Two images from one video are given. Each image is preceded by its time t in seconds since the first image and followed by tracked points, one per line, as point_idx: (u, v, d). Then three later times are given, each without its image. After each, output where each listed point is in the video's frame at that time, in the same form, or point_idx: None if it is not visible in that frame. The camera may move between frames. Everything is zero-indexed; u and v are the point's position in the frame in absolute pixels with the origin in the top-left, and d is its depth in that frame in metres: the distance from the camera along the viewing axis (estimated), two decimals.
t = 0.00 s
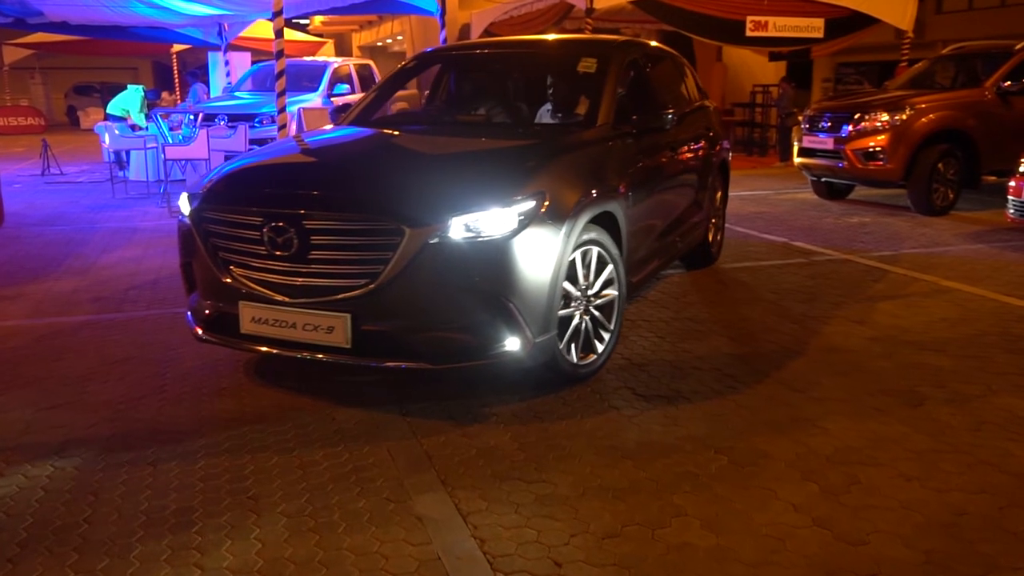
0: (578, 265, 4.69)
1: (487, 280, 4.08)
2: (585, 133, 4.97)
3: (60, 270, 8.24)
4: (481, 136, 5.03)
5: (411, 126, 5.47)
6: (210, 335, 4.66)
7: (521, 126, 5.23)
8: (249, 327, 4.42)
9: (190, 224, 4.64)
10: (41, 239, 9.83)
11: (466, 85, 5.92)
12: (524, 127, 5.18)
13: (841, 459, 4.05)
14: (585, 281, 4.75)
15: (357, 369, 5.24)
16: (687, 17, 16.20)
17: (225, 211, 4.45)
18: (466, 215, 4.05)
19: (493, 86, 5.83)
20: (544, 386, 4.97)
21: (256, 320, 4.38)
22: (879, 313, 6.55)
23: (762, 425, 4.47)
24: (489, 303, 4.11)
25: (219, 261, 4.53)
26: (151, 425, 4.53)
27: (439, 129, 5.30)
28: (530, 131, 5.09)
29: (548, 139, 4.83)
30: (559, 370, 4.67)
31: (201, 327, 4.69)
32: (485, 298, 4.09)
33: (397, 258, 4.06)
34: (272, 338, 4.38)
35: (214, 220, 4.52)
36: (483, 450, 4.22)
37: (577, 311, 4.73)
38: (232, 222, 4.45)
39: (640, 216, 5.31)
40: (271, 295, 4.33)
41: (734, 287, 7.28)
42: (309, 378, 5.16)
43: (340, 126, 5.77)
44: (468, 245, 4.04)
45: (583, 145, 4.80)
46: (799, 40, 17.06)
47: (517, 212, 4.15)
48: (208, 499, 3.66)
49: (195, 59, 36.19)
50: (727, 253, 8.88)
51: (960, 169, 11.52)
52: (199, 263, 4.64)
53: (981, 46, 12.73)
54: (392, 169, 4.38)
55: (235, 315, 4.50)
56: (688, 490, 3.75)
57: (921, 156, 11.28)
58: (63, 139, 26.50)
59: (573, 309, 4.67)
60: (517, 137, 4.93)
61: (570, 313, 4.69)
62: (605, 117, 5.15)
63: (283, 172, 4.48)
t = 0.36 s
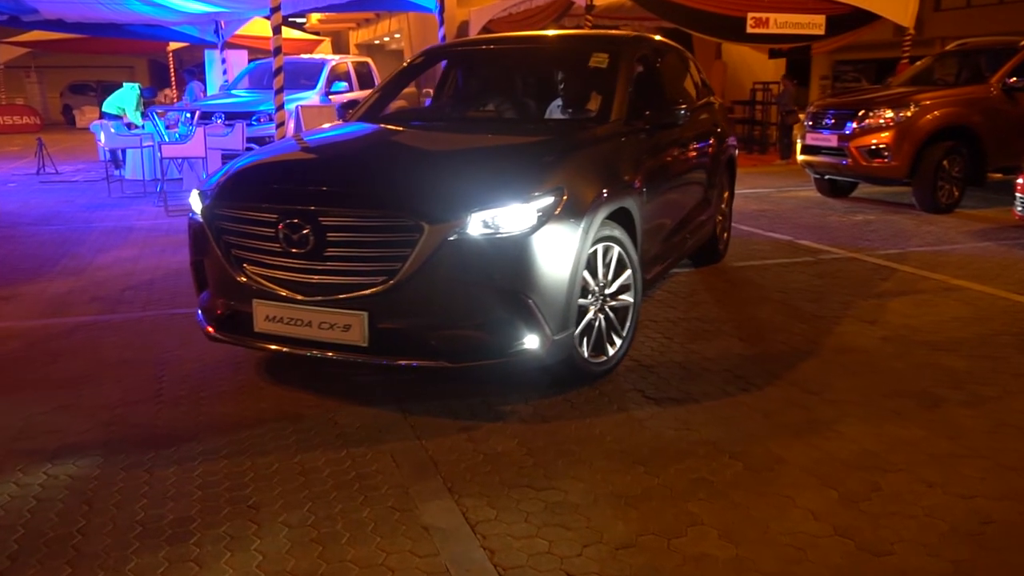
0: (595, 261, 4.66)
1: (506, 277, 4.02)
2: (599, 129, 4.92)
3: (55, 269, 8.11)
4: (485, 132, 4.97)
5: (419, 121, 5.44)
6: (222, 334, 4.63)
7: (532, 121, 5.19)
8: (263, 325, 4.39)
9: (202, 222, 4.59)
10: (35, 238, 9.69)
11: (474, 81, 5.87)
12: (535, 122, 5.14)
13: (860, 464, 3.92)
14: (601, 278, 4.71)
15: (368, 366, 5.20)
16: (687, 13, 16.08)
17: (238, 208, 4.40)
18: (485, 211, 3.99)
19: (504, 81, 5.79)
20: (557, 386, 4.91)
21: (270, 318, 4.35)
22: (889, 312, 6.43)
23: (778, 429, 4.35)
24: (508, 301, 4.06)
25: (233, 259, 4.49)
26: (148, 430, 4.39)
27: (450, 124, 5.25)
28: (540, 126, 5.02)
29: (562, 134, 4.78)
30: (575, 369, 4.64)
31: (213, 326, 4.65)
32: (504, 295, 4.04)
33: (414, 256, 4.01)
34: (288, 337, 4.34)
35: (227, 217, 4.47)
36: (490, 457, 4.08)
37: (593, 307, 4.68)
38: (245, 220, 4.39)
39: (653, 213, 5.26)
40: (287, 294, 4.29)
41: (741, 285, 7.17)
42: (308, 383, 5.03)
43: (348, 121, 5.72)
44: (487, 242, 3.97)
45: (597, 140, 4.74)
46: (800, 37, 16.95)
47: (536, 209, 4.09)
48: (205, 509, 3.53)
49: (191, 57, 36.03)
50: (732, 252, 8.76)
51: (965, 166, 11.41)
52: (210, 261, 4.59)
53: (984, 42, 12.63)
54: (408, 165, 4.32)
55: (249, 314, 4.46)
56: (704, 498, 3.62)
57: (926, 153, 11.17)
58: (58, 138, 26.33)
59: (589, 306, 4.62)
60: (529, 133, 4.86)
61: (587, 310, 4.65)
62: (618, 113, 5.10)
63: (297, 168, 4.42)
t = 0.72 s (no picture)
0: (609, 261, 4.60)
1: (523, 278, 3.96)
2: (610, 127, 4.84)
3: (47, 271, 7.97)
4: (490, 131, 4.89)
5: (425, 119, 5.35)
6: (231, 337, 4.53)
7: (541, 120, 5.11)
8: (274, 328, 4.31)
9: (211, 222, 4.49)
10: (28, 240, 9.53)
11: (479, 79, 5.78)
12: (545, 120, 5.06)
13: (877, 475, 3.80)
14: (614, 278, 4.65)
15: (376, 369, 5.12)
16: (687, 12, 15.95)
17: (248, 208, 4.32)
18: (502, 211, 3.93)
19: (509, 80, 5.70)
20: (568, 389, 4.84)
21: (282, 320, 4.26)
22: (899, 314, 6.30)
23: (791, 437, 4.22)
24: (526, 302, 3.99)
25: (243, 259, 4.40)
26: (141, 440, 4.25)
27: (457, 123, 5.17)
28: (549, 125, 4.94)
29: (574, 132, 4.70)
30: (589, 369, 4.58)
31: (222, 329, 4.55)
32: (521, 296, 3.98)
33: (431, 256, 3.94)
34: (300, 339, 4.26)
35: (236, 218, 4.38)
36: (493, 467, 3.94)
37: (606, 308, 4.62)
38: (256, 220, 4.31)
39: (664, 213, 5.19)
40: (299, 296, 4.21)
41: (747, 286, 7.05)
42: (303, 390, 4.89)
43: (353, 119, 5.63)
44: (503, 242, 3.91)
45: (608, 139, 4.65)
46: (800, 36, 16.82)
47: (553, 208, 4.02)
48: (199, 524, 3.38)
49: (186, 57, 35.83)
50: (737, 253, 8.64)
51: (969, 166, 11.29)
52: (219, 263, 4.49)
53: (987, 40, 12.52)
54: (420, 164, 4.25)
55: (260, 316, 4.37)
56: (718, 511, 3.49)
57: (930, 153, 11.05)
58: (52, 138, 26.12)
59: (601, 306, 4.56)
60: (538, 131, 4.77)
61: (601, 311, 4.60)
62: (629, 111, 5.02)
63: (308, 167, 4.35)
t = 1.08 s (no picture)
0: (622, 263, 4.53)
1: (540, 281, 3.87)
2: (621, 128, 4.76)
3: (39, 275, 7.82)
4: (496, 132, 4.80)
5: (431, 120, 5.27)
6: (240, 341, 4.42)
7: (549, 120, 5.03)
8: (284, 332, 4.20)
9: (219, 225, 4.38)
10: (20, 243, 9.39)
11: (485, 79, 5.68)
12: (553, 120, 4.98)
13: (892, 488, 3.68)
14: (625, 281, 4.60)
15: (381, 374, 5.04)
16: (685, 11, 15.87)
17: (259, 210, 4.21)
18: (517, 212, 3.84)
19: (516, 81, 5.61)
20: (579, 395, 4.75)
21: (294, 324, 4.15)
22: (907, 318, 6.19)
23: (802, 447, 4.10)
24: (543, 306, 3.90)
25: (252, 263, 4.29)
26: (133, 451, 4.12)
27: (464, 124, 5.08)
28: (557, 126, 4.85)
29: (585, 133, 4.63)
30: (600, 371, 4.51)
31: (230, 333, 4.45)
32: (538, 299, 3.89)
33: (446, 259, 3.84)
34: (311, 344, 4.16)
35: (246, 220, 4.28)
36: (497, 479, 3.82)
37: (617, 310, 4.57)
38: (267, 223, 4.20)
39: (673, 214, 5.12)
40: (310, 300, 4.11)
41: (751, 290, 6.94)
42: (299, 399, 4.76)
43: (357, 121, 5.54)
44: (520, 244, 3.82)
45: (619, 140, 4.57)
46: (799, 36, 16.73)
47: (569, 211, 3.94)
48: (193, 543, 3.26)
49: (181, 57, 35.66)
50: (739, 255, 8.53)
51: (971, 167, 11.20)
52: (226, 266, 4.38)
53: (988, 40, 12.42)
54: (432, 165, 4.17)
55: (270, 320, 4.25)
56: (729, 527, 3.37)
57: (932, 153, 10.96)
58: (46, 139, 25.92)
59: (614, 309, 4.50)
60: (548, 133, 4.69)
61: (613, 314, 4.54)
62: (639, 111, 4.94)
63: (319, 168, 4.26)
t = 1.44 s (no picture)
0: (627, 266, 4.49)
1: (547, 285, 3.81)
2: (622, 131, 4.70)
3: (27, 280, 7.71)
4: (496, 134, 4.73)
5: (429, 123, 5.20)
6: (242, 346, 4.33)
7: (549, 124, 4.97)
8: (289, 337, 4.13)
9: (221, 229, 4.29)
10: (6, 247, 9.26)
11: (484, 82, 5.61)
12: (554, 123, 4.93)
13: (896, 498, 3.62)
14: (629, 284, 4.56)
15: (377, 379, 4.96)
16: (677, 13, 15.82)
17: (262, 214, 4.13)
18: (524, 216, 3.79)
19: (515, 84, 5.54)
20: (580, 402, 4.70)
21: (298, 329, 4.08)
22: (904, 322, 6.14)
23: (803, 456, 4.04)
24: (550, 310, 3.84)
25: (255, 268, 4.20)
26: (120, 462, 4.02)
27: (463, 126, 5.02)
28: (558, 129, 4.78)
29: (588, 136, 4.56)
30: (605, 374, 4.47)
31: (231, 339, 4.35)
32: (545, 303, 3.83)
33: (453, 264, 3.78)
34: (316, 349, 4.08)
35: (249, 225, 4.19)
36: (494, 491, 3.75)
37: (622, 312, 4.54)
38: (269, 227, 4.12)
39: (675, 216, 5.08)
40: (315, 304, 4.03)
41: (748, 294, 6.87)
42: (291, 408, 4.67)
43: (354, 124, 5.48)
44: (527, 248, 3.77)
45: (621, 143, 4.52)
46: (791, 38, 16.71)
47: (575, 214, 3.89)
48: (181, 560, 3.17)
49: (171, 59, 35.47)
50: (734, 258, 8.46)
51: (965, 169, 11.18)
52: (228, 271, 4.30)
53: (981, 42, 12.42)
54: (435, 168, 4.11)
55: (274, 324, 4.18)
56: (731, 539, 3.30)
57: (926, 155, 10.92)
58: (34, 141, 25.71)
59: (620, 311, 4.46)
60: (548, 136, 4.62)
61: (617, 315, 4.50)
62: (641, 114, 4.88)
63: (320, 172, 4.18)
